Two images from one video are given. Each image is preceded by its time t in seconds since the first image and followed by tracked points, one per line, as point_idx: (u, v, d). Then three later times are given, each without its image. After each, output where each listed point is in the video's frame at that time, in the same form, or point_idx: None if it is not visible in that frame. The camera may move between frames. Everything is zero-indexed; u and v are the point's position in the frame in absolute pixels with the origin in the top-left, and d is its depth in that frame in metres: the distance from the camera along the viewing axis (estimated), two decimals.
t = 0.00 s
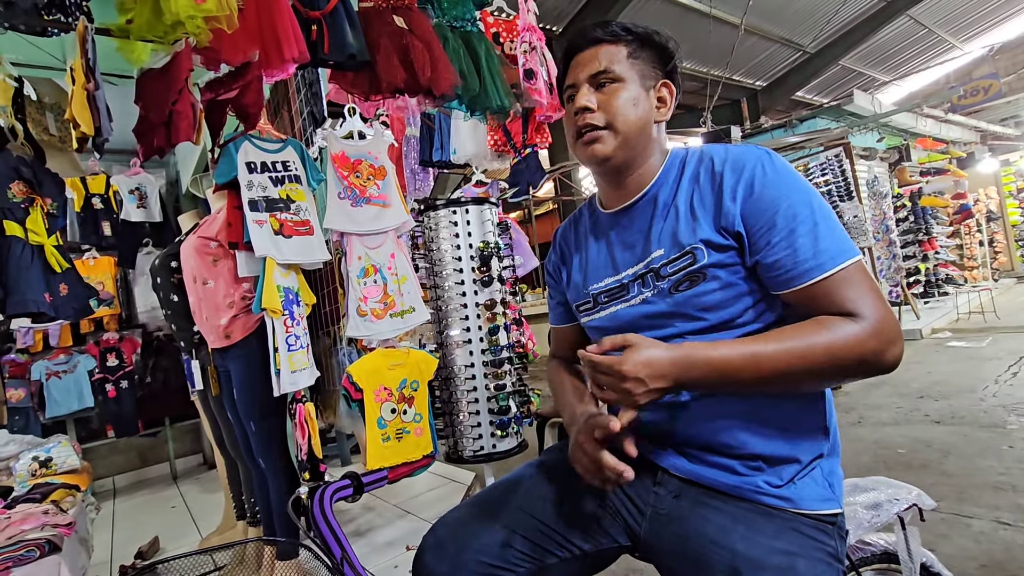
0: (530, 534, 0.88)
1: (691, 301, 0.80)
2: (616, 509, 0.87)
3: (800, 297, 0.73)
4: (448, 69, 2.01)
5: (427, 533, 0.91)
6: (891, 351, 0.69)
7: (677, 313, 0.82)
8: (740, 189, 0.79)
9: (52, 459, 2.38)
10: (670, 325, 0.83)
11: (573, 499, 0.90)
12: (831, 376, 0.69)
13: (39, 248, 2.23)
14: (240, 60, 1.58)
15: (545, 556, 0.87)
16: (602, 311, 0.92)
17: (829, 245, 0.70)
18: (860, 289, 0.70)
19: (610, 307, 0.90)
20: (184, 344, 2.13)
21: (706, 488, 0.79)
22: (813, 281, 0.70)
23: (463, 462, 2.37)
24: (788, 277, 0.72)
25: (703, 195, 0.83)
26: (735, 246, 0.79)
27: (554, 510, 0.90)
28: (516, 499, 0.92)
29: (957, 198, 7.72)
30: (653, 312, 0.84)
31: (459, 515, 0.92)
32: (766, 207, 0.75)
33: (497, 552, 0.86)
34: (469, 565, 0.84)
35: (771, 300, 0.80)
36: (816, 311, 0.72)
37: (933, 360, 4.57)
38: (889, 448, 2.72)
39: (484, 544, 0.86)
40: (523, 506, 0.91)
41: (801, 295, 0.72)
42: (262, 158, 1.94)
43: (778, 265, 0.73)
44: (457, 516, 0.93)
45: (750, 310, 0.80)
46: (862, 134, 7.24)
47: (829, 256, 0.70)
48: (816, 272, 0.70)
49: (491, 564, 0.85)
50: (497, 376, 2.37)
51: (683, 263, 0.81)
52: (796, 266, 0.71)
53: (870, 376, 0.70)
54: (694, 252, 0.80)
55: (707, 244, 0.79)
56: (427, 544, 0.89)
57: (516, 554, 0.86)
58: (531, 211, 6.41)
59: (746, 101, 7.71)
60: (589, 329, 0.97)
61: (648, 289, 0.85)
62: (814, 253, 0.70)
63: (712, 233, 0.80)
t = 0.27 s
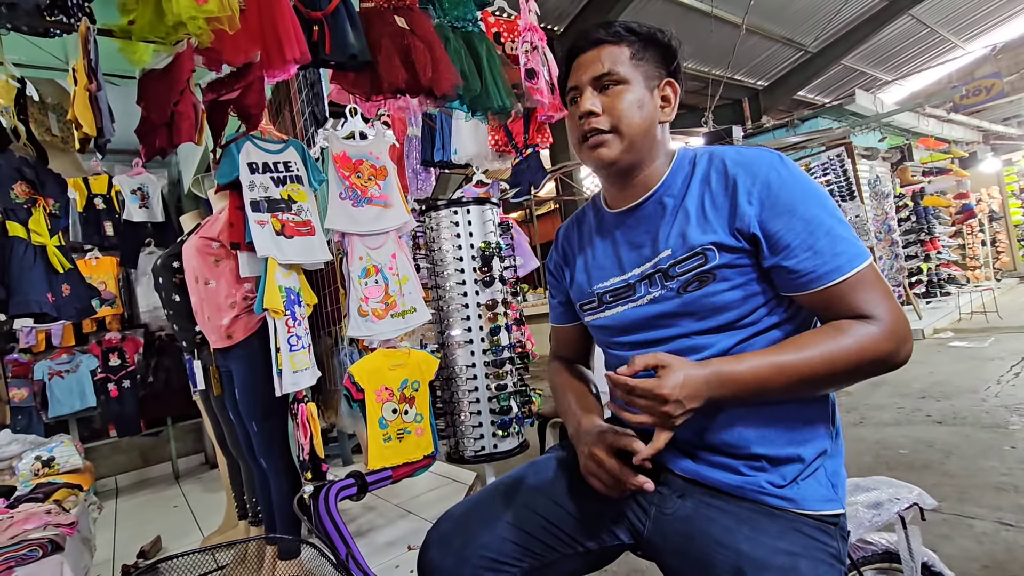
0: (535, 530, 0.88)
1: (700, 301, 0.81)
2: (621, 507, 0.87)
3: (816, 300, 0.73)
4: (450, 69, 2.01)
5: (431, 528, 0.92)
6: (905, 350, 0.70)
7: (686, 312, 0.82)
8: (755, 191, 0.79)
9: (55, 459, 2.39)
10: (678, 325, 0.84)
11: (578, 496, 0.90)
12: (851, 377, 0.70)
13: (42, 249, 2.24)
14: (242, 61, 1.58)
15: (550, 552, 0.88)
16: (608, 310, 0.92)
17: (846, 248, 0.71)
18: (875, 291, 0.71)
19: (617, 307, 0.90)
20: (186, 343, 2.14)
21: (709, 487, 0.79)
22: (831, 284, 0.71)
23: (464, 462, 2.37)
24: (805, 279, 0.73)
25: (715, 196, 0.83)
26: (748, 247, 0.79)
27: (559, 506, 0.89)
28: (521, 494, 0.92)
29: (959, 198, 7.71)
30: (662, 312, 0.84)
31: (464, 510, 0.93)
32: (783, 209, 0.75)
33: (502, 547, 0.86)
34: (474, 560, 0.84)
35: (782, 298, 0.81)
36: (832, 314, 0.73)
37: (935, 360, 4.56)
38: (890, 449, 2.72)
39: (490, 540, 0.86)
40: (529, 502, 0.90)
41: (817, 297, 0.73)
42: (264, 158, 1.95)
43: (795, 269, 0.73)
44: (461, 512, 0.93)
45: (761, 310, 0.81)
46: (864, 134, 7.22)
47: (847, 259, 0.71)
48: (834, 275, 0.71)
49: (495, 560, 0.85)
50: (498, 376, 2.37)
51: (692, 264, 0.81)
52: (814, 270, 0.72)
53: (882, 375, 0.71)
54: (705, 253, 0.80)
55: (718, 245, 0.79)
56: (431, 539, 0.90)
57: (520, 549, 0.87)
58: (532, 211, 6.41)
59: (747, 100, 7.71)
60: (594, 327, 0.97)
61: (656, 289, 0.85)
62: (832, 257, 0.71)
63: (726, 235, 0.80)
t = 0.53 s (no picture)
0: (535, 531, 0.88)
1: (700, 300, 0.81)
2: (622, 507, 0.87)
3: (816, 300, 0.73)
4: (450, 69, 2.01)
5: (431, 529, 0.92)
6: (908, 351, 0.69)
7: (686, 312, 0.83)
8: (755, 190, 0.79)
9: (56, 459, 2.39)
10: (678, 324, 0.84)
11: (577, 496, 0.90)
12: (850, 378, 0.69)
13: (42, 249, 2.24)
14: (242, 61, 1.58)
15: (550, 554, 0.88)
16: (608, 310, 0.93)
17: (846, 248, 0.71)
18: (876, 291, 0.70)
19: (618, 308, 0.91)
20: (186, 344, 2.14)
21: (709, 487, 0.79)
22: (830, 283, 0.71)
23: (464, 462, 2.36)
24: (805, 279, 0.73)
25: (716, 196, 0.83)
26: (749, 247, 0.79)
27: (558, 507, 0.89)
28: (521, 494, 0.92)
29: (960, 197, 7.70)
30: (662, 311, 0.84)
31: (464, 511, 0.93)
32: (782, 209, 0.75)
33: (501, 548, 0.86)
34: (474, 561, 0.84)
35: (782, 298, 0.81)
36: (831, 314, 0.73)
37: (937, 360, 4.55)
38: (892, 449, 2.72)
39: (490, 540, 0.86)
40: (529, 502, 0.90)
41: (816, 297, 0.73)
42: (265, 158, 1.95)
43: (794, 268, 0.73)
44: (461, 513, 0.93)
45: (762, 309, 0.80)
46: (865, 133, 7.21)
47: (846, 258, 0.70)
48: (833, 274, 0.70)
49: (495, 560, 0.85)
50: (499, 376, 2.37)
51: (693, 263, 0.81)
52: (813, 269, 0.72)
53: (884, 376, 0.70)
54: (705, 252, 0.80)
55: (718, 245, 0.80)
56: (431, 540, 0.90)
57: (520, 550, 0.86)
58: (533, 211, 6.40)
59: (748, 100, 7.71)
60: (595, 327, 0.97)
61: (656, 288, 0.85)
62: (831, 256, 0.71)
63: (726, 235, 0.80)
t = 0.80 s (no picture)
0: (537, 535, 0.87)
1: (702, 300, 0.81)
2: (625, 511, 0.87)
3: (823, 290, 0.73)
4: (450, 68, 2.01)
5: (431, 533, 0.92)
6: (918, 338, 0.69)
7: (688, 312, 0.82)
8: (758, 183, 0.79)
9: (56, 460, 2.39)
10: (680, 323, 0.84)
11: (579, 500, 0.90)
12: (866, 363, 0.68)
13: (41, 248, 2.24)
14: (243, 61, 1.58)
15: (552, 558, 0.87)
16: (609, 312, 0.92)
17: (851, 238, 0.71)
18: (883, 277, 0.70)
19: (619, 310, 0.91)
20: (187, 344, 2.13)
21: (715, 487, 0.79)
22: (838, 273, 0.71)
23: (465, 462, 2.36)
24: (812, 271, 0.72)
25: (718, 192, 0.84)
26: (752, 243, 0.80)
27: (560, 509, 0.89)
28: (522, 497, 0.92)
29: (960, 196, 7.70)
30: (663, 313, 0.84)
31: (464, 515, 0.93)
32: (785, 202, 0.76)
33: (502, 552, 0.85)
34: (476, 564, 0.84)
35: (787, 292, 0.81)
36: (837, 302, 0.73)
37: (937, 360, 4.55)
38: (893, 448, 2.72)
39: (491, 544, 0.86)
40: (531, 506, 0.90)
41: (823, 288, 0.73)
42: (265, 158, 1.95)
43: (800, 261, 0.73)
44: (461, 517, 0.93)
45: (767, 305, 0.80)
46: (865, 133, 7.20)
47: (852, 248, 0.71)
48: (842, 264, 0.70)
49: (496, 564, 0.85)
50: (500, 376, 2.36)
51: (694, 262, 0.82)
52: (822, 259, 0.71)
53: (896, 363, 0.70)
54: (706, 251, 0.81)
55: (720, 244, 0.80)
56: (432, 544, 0.90)
57: (522, 555, 0.86)
58: (533, 210, 6.40)
59: (748, 99, 7.70)
60: (595, 330, 0.97)
61: (658, 289, 0.85)
62: (838, 247, 0.71)
63: (728, 232, 0.80)
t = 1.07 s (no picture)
0: (538, 539, 0.87)
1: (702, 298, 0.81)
2: (627, 513, 0.87)
3: (822, 285, 0.72)
4: (449, 69, 2.01)
5: (432, 538, 0.92)
6: (916, 333, 0.69)
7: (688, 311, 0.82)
8: (757, 179, 0.79)
9: (55, 462, 2.39)
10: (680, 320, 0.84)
11: (580, 503, 0.89)
12: (871, 351, 0.66)
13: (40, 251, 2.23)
14: (241, 62, 1.58)
15: (554, 561, 0.87)
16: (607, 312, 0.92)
17: (850, 232, 0.71)
18: (882, 270, 0.70)
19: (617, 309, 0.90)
20: (186, 345, 2.13)
21: (720, 489, 0.79)
22: (838, 267, 0.70)
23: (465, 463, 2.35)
24: (811, 266, 0.72)
25: (716, 188, 0.84)
26: (751, 239, 0.80)
27: (561, 512, 0.89)
28: (524, 501, 0.92)
29: (959, 196, 7.71)
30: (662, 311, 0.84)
31: (465, 520, 0.92)
32: (784, 197, 0.75)
33: (504, 557, 0.85)
34: (476, 569, 0.84)
35: (788, 287, 0.80)
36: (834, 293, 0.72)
37: (936, 360, 4.55)
38: (892, 448, 2.72)
39: (492, 549, 0.85)
40: (532, 509, 0.90)
41: (821, 283, 0.72)
42: (264, 159, 1.95)
43: (799, 256, 0.73)
44: (462, 522, 0.92)
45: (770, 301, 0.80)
46: (864, 133, 7.21)
47: (851, 242, 0.70)
48: (841, 258, 0.70)
49: (498, 569, 0.84)
50: (499, 377, 2.36)
51: (694, 259, 0.82)
52: (822, 253, 0.71)
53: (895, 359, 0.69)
54: (706, 248, 0.81)
55: (719, 240, 0.80)
56: (432, 551, 0.89)
57: (523, 559, 0.86)
58: (532, 211, 6.40)
59: (747, 100, 7.71)
60: (593, 331, 0.97)
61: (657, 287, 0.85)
62: (837, 241, 0.70)
63: (727, 229, 0.80)
